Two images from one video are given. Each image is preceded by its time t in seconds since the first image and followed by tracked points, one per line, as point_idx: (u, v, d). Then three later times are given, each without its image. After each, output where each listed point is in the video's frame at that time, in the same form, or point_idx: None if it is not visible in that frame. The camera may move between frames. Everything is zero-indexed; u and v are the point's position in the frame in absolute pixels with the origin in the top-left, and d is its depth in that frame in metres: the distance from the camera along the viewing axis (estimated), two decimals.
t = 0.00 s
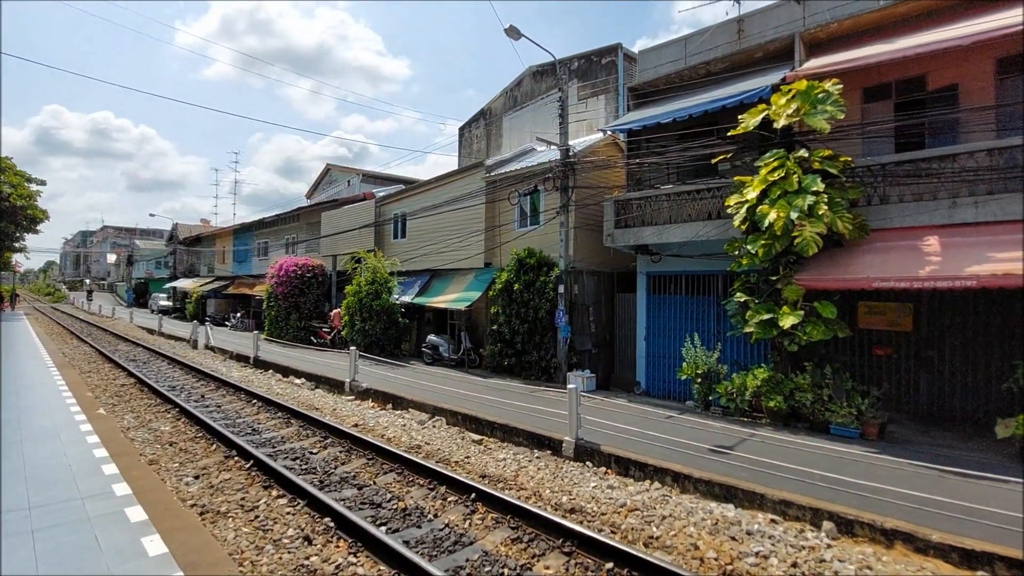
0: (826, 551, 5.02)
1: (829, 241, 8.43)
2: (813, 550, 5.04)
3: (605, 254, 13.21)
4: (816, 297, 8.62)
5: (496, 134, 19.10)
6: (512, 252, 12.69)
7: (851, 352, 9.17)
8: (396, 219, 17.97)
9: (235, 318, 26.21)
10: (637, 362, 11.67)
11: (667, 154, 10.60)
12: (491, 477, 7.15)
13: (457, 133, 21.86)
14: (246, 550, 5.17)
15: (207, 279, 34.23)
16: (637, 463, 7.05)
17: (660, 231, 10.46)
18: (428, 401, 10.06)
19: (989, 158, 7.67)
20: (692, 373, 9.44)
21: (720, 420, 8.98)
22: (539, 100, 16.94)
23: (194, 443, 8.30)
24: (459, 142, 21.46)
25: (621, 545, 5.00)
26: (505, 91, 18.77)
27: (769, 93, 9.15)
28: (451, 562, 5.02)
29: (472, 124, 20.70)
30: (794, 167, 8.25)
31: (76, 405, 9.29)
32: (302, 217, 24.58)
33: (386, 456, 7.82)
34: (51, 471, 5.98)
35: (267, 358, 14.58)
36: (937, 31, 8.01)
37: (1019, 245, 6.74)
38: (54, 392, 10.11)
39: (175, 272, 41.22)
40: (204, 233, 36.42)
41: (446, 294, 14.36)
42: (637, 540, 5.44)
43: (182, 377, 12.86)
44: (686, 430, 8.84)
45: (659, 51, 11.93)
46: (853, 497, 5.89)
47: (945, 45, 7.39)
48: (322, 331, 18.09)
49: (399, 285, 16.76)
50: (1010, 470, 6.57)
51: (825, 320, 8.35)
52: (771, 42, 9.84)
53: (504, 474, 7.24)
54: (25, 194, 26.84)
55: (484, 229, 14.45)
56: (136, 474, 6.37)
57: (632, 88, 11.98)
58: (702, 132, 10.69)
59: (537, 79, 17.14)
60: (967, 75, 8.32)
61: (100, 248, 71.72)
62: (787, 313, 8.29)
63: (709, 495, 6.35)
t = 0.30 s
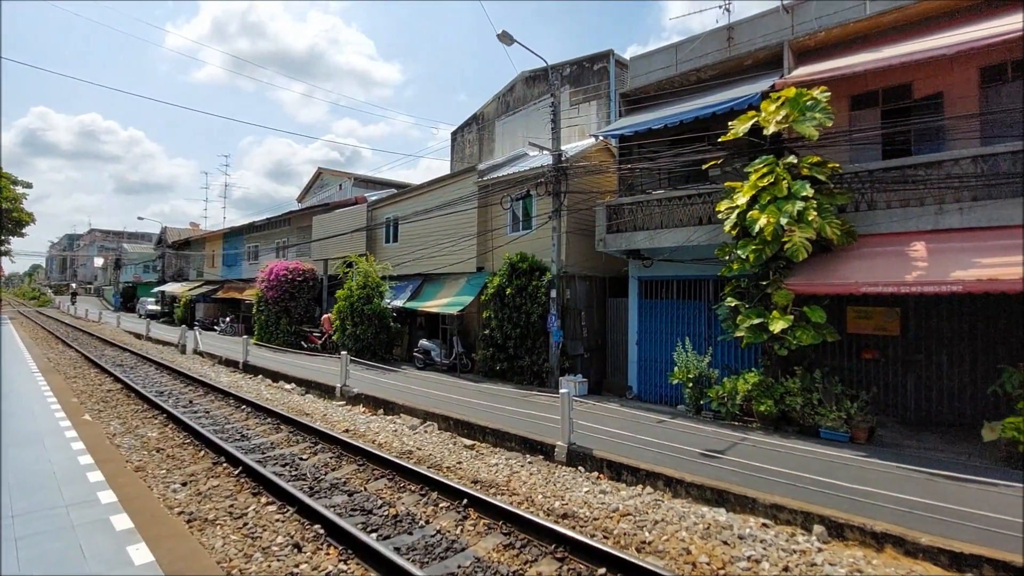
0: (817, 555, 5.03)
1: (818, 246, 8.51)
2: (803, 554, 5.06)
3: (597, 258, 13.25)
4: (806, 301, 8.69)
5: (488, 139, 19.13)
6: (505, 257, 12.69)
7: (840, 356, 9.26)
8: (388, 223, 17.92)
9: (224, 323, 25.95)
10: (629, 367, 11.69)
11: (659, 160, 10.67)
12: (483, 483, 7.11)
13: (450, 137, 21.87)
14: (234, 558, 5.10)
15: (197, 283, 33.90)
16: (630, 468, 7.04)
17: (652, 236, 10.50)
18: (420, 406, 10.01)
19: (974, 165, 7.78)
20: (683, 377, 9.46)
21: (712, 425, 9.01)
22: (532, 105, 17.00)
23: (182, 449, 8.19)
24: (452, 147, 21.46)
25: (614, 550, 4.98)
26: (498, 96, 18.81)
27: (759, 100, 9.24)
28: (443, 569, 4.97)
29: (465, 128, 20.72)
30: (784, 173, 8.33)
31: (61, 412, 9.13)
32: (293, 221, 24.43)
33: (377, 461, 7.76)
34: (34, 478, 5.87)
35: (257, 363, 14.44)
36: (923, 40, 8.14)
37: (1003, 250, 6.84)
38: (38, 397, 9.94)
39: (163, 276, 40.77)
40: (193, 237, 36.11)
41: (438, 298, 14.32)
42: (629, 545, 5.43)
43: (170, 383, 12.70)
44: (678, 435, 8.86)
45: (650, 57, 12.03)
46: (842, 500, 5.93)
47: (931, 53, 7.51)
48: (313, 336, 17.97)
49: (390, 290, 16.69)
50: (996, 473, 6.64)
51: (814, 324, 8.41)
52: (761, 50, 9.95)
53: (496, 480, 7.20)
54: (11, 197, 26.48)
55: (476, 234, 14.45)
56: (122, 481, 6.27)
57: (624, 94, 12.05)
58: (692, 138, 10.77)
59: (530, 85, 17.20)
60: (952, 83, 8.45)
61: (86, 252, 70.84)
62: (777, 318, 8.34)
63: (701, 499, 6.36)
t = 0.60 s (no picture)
0: (802, 558, 5.07)
1: (801, 252, 8.64)
2: (789, 558, 5.09)
3: (584, 264, 13.31)
4: (789, 307, 8.81)
5: (476, 145, 19.15)
6: (492, 262, 12.69)
7: (823, 361, 9.39)
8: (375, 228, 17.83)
9: (207, 329, 25.56)
10: (616, 372, 11.73)
11: (646, 167, 10.77)
12: (470, 490, 7.06)
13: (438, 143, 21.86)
14: (215, 570, 4.99)
15: (179, 288, 33.37)
16: (617, 473, 7.05)
17: (639, 242, 10.58)
18: (407, 412, 9.93)
19: (951, 174, 7.97)
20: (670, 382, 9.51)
21: (698, 429, 9.06)
22: (520, 111, 17.06)
23: (162, 458, 8.02)
24: (440, 152, 21.45)
25: (602, 556, 4.97)
26: (486, 102, 18.86)
27: (743, 109, 9.38)
28: None
29: (453, 134, 20.73)
30: (767, 180, 8.45)
31: (36, 420, 8.90)
32: (278, 226, 24.19)
33: (363, 469, 7.67)
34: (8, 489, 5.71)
35: (240, 370, 14.24)
36: (901, 52, 8.34)
37: (979, 257, 7.00)
38: (13, 406, 9.69)
39: (145, 281, 40.12)
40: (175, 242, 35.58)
41: (425, 304, 14.26)
42: (617, 551, 5.42)
43: (150, 390, 12.46)
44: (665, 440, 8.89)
45: (637, 65, 12.13)
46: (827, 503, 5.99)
47: (909, 65, 7.70)
48: (298, 342, 17.80)
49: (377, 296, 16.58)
50: (975, 475, 6.76)
51: (798, 329, 8.52)
52: (744, 59, 10.12)
53: (483, 486, 7.16)
54: None
55: (464, 239, 14.44)
56: (100, 491, 6.12)
57: (611, 101, 12.16)
58: (678, 145, 10.89)
59: (518, 91, 17.27)
60: (929, 94, 8.67)
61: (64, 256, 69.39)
62: (761, 323, 8.44)
63: (688, 504, 6.38)
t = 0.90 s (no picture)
0: (780, 554, 5.16)
1: (778, 254, 8.80)
2: (767, 554, 5.18)
3: (567, 265, 13.36)
4: (767, 307, 8.95)
5: (459, 145, 19.09)
6: (475, 263, 12.67)
7: (799, 360, 9.58)
8: (357, 228, 17.65)
9: (183, 331, 25.03)
10: (598, 372, 11.79)
11: (627, 169, 10.86)
12: (453, 492, 7.03)
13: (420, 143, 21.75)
14: None
15: (154, 289, 32.62)
16: (599, 473, 7.09)
17: (621, 243, 10.66)
18: (389, 414, 9.86)
19: (921, 178, 8.20)
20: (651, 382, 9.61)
21: (679, 428, 9.17)
22: (503, 112, 17.07)
23: (136, 463, 7.83)
24: (422, 152, 21.34)
25: (584, 556, 5.00)
26: (469, 102, 18.83)
27: (722, 112, 9.52)
28: None
29: (435, 134, 20.64)
30: (746, 183, 8.59)
31: (3, 426, 8.61)
32: (257, 226, 23.82)
33: (344, 472, 7.58)
34: None
35: (218, 372, 13.96)
36: (874, 59, 8.55)
37: (948, 259, 7.22)
38: None
39: (119, 282, 39.15)
40: (150, 242, 34.77)
41: (407, 305, 14.17)
42: (599, 550, 5.45)
43: (123, 393, 12.15)
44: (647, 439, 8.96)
45: (619, 68, 12.23)
46: (803, 500, 6.12)
47: (881, 71, 7.90)
48: (278, 344, 17.62)
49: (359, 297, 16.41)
50: (944, 470, 6.96)
51: (775, 330, 8.67)
52: (724, 64, 10.27)
53: (466, 488, 7.14)
54: None
55: (447, 240, 14.38)
56: (71, 498, 5.94)
57: (594, 103, 12.23)
58: (659, 147, 11.01)
59: (501, 92, 17.28)
60: (900, 100, 8.91)
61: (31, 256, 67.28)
62: (740, 323, 8.57)
63: (670, 503, 6.44)
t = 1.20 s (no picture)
0: (759, 552, 5.24)
1: (757, 256, 8.95)
2: (746, 552, 5.25)
3: (550, 267, 13.39)
4: (745, 308, 9.09)
5: (442, 146, 19.02)
6: (458, 265, 12.63)
7: (777, 361, 9.75)
8: (338, 229, 17.47)
9: (158, 333, 24.49)
10: (581, 374, 11.84)
11: (609, 171, 10.94)
12: (435, 495, 6.99)
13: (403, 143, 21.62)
14: None
15: (128, 291, 31.85)
16: (582, 474, 7.11)
17: (603, 245, 10.73)
18: (370, 417, 9.76)
19: (893, 182, 8.42)
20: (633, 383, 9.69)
21: (660, 428, 9.25)
22: (486, 114, 17.05)
23: (108, 470, 7.62)
24: (405, 153, 21.21)
25: (567, 558, 5.01)
26: (452, 103, 18.76)
27: (702, 117, 9.64)
28: None
29: (418, 135, 20.52)
30: (725, 186, 8.71)
31: None
32: (235, 226, 23.41)
33: (324, 477, 7.48)
34: None
35: (194, 376, 13.67)
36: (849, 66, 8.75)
37: (919, 261, 7.42)
38: None
39: (91, 284, 38.12)
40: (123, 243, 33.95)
41: (389, 307, 14.06)
42: (582, 551, 5.47)
43: (94, 398, 11.83)
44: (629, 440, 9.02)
45: (601, 72, 12.31)
46: (782, 498, 6.23)
47: (856, 78, 8.09)
48: (257, 347, 17.43)
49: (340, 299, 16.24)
50: (916, 467, 7.15)
51: (754, 331, 8.81)
52: (703, 69, 10.41)
53: (448, 491, 7.10)
54: None
55: (429, 241, 14.30)
56: (39, 506, 5.76)
57: (576, 106, 12.30)
58: (641, 150, 11.11)
59: (484, 94, 17.26)
60: (874, 107, 9.13)
61: None
62: (720, 324, 8.69)
63: (651, 503, 6.50)
